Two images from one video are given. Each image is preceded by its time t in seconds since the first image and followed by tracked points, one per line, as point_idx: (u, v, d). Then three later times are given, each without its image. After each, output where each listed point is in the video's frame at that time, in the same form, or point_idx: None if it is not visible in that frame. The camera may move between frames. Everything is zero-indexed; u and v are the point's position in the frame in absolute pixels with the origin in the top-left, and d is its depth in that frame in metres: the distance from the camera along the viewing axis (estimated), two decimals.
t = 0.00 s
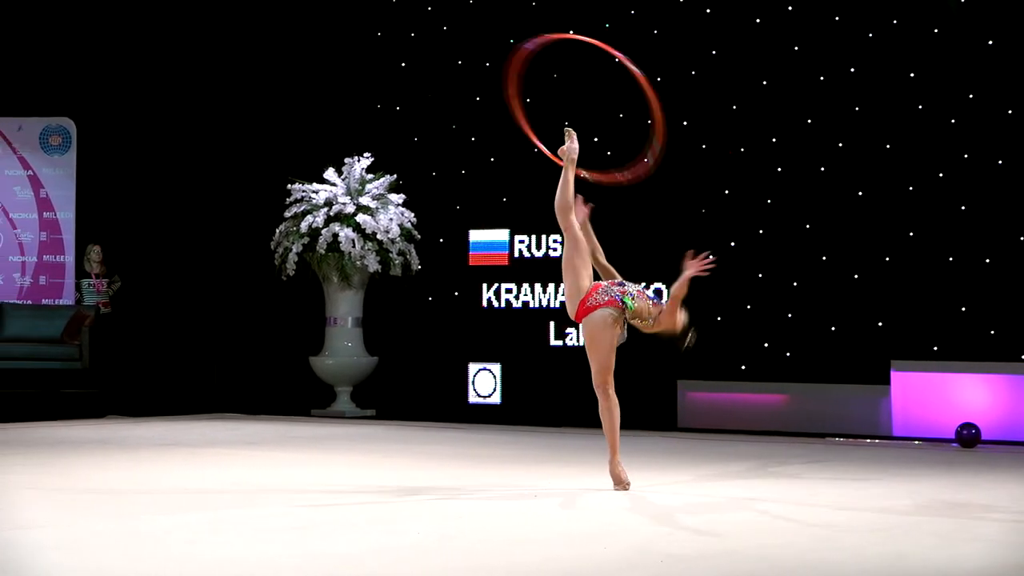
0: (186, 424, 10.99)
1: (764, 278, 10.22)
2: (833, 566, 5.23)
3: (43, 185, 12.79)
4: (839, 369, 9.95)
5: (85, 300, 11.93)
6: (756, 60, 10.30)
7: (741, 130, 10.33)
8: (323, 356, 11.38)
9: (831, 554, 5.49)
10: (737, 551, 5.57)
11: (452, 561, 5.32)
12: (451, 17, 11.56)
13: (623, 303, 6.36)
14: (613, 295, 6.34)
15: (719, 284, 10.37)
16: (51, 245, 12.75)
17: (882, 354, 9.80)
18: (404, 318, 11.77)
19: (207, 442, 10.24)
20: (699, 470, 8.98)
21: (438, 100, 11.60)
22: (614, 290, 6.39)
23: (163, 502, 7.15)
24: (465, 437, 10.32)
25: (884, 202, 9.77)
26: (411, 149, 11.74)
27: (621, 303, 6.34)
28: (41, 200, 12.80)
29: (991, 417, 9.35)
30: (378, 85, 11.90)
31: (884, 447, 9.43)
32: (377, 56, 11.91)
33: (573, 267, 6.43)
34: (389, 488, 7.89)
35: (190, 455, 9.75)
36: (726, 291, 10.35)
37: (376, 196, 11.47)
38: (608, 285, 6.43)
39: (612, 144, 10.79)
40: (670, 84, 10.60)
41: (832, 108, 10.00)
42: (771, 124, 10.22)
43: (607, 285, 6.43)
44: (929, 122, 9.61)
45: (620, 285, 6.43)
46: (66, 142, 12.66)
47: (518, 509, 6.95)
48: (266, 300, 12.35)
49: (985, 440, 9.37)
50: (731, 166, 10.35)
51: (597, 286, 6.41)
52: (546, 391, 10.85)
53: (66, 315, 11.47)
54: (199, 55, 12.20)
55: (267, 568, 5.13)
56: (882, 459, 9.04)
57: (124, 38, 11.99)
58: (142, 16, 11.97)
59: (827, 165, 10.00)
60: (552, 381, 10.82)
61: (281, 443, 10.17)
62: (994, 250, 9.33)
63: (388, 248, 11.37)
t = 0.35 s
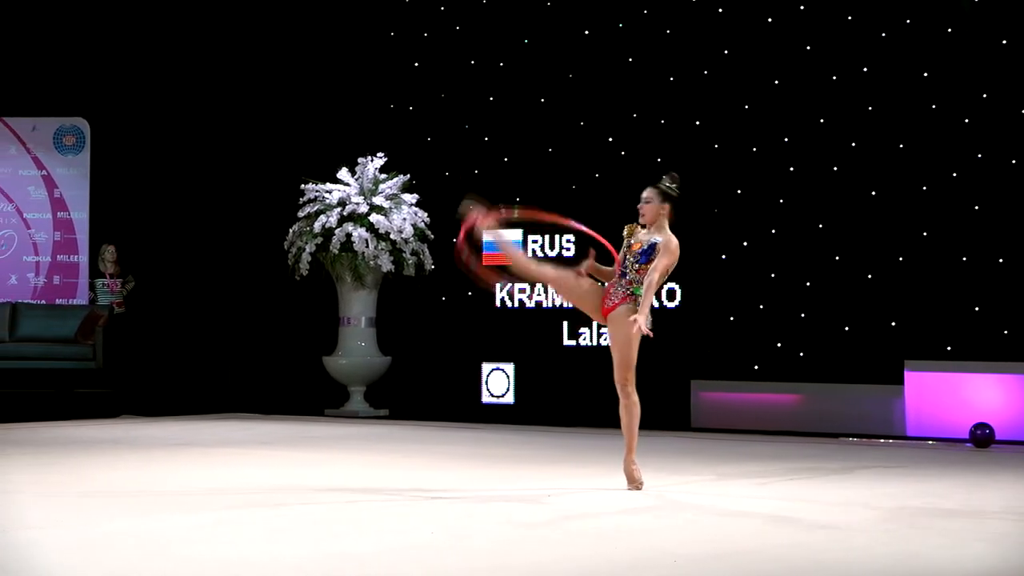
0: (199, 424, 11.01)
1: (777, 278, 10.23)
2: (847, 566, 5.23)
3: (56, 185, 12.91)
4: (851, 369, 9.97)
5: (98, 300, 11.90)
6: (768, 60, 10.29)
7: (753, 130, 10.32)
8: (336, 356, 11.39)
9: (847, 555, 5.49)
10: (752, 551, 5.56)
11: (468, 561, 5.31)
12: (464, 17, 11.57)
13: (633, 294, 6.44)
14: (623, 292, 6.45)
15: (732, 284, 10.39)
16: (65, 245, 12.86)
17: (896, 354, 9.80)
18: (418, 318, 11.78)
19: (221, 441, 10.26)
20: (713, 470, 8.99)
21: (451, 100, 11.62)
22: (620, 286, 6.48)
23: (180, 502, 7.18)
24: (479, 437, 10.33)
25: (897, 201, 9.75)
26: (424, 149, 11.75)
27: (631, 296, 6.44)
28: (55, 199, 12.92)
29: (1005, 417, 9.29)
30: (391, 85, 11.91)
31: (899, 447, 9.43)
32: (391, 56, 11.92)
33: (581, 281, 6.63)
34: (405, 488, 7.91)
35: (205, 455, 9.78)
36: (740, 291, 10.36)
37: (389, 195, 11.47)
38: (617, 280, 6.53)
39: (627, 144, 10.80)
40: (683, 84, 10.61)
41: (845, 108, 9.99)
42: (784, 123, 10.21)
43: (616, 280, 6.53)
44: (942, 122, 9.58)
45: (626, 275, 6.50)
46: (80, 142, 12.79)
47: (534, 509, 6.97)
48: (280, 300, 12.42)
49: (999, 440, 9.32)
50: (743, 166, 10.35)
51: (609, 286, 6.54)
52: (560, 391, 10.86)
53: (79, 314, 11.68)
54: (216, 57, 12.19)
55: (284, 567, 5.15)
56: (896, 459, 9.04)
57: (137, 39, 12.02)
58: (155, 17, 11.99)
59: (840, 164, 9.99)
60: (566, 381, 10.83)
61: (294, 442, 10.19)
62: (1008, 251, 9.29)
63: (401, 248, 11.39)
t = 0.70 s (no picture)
0: (210, 423, 11.03)
1: (788, 278, 10.23)
2: (860, 566, 5.23)
3: (69, 185, 13.04)
4: (862, 369, 9.95)
5: (112, 300, 12.15)
6: (779, 59, 10.28)
7: (764, 129, 10.32)
8: (348, 356, 11.40)
9: (860, 554, 5.49)
10: (766, 552, 5.57)
11: (480, 561, 5.32)
12: (476, 17, 11.57)
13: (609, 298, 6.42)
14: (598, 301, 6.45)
15: (744, 284, 10.38)
16: (78, 245, 12.96)
17: (909, 354, 9.78)
18: (430, 318, 11.78)
19: (233, 441, 10.27)
20: (725, 471, 9.00)
21: (463, 101, 11.62)
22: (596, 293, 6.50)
23: (193, 501, 7.20)
24: (490, 437, 10.33)
25: (909, 201, 9.74)
26: (436, 149, 11.76)
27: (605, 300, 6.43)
28: (68, 200, 13.04)
29: (1018, 417, 9.29)
30: (403, 85, 11.92)
31: (911, 447, 9.42)
32: (403, 56, 11.92)
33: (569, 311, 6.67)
34: (419, 488, 7.91)
35: (218, 454, 9.80)
36: (752, 291, 10.35)
37: (401, 195, 11.47)
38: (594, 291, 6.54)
39: (638, 144, 10.81)
40: (694, 84, 10.61)
41: (856, 108, 9.98)
42: (795, 123, 10.20)
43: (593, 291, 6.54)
44: (954, 122, 9.58)
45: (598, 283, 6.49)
46: (92, 142, 12.93)
47: (549, 510, 6.98)
48: (291, 299, 12.36)
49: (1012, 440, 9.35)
50: (754, 165, 10.35)
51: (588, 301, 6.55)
52: (572, 391, 10.88)
53: (93, 314, 11.85)
54: (227, 55, 12.16)
55: (296, 566, 5.19)
56: (910, 459, 9.03)
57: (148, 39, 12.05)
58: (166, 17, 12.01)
59: (851, 164, 9.98)
60: (578, 381, 10.83)
61: (306, 442, 10.21)
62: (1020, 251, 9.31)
63: (413, 248, 11.39)
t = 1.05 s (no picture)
0: (231, 423, 11.06)
1: (807, 278, 10.21)
2: (886, 568, 5.21)
3: (89, 185, 13.03)
4: (883, 369, 9.89)
5: (132, 300, 12.07)
6: (798, 59, 10.27)
7: (783, 129, 10.31)
8: (368, 357, 11.41)
9: (886, 555, 5.48)
10: (789, 552, 5.57)
11: (502, 561, 5.33)
12: (497, 17, 11.57)
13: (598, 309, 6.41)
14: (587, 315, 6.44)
15: (764, 284, 10.38)
16: (98, 245, 12.98)
17: (929, 355, 9.69)
18: (450, 318, 11.79)
19: (253, 441, 10.30)
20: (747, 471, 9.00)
21: (484, 101, 11.63)
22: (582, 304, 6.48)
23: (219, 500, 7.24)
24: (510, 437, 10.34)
25: (929, 201, 9.68)
26: (456, 149, 11.77)
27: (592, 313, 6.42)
28: (88, 200, 13.04)
29: None
30: (423, 85, 11.93)
31: (932, 447, 9.40)
32: (422, 56, 11.93)
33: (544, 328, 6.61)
34: (443, 488, 7.93)
35: (240, 454, 9.83)
36: (772, 291, 10.34)
37: (420, 195, 11.47)
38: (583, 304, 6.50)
39: (657, 144, 10.84)
40: (714, 83, 10.60)
41: (875, 108, 9.94)
42: (814, 123, 10.19)
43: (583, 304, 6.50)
44: (975, 122, 9.49)
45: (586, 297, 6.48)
46: (113, 142, 12.91)
47: (573, 509, 6.99)
48: (312, 299, 12.42)
49: None
50: (773, 165, 10.34)
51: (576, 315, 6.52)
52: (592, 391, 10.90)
53: (112, 315, 11.66)
54: (245, 56, 12.20)
55: (319, 565, 5.21)
56: (931, 459, 9.01)
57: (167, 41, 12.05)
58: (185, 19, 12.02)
59: (870, 164, 9.95)
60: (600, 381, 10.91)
61: (326, 442, 10.23)
62: None
63: (433, 248, 11.37)
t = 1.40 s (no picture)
0: (256, 423, 11.08)
1: (830, 278, 10.19)
2: (919, 569, 5.16)
3: (115, 185, 13.25)
4: (906, 369, 9.84)
5: (156, 300, 12.35)
6: (821, 58, 10.23)
7: (806, 129, 10.30)
8: (393, 356, 11.42)
9: (911, 555, 5.46)
10: (816, 552, 5.57)
11: (533, 561, 5.33)
12: (522, 17, 11.56)
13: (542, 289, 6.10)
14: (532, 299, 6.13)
15: (788, 283, 10.36)
16: (123, 245, 13.18)
17: (954, 355, 9.63)
18: (474, 318, 11.81)
19: (278, 441, 10.32)
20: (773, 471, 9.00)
21: (508, 101, 11.62)
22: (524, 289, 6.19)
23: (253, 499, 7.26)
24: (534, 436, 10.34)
25: (953, 201, 9.60)
26: (480, 149, 11.77)
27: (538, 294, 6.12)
28: (114, 200, 13.26)
29: None
30: (447, 85, 11.93)
31: (958, 448, 9.37)
32: (446, 56, 11.93)
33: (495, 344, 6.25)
34: (474, 488, 7.93)
35: (266, 453, 9.85)
36: (797, 291, 10.32)
37: (445, 195, 11.49)
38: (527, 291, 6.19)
39: (680, 144, 10.85)
40: (737, 83, 10.58)
41: (899, 107, 9.88)
42: (838, 123, 10.15)
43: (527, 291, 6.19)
44: (1000, 122, 9.40)
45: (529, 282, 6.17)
46: (137, 142, 13.14)
47: (603, 507, 6.99)
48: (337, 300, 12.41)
49: None
50: (797, 165, 10.33)
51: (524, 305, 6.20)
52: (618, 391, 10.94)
53: (137, 314, 11.92)
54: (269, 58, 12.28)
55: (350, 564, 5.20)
56: (958, 460, 8.99)
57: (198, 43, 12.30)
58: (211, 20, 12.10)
59: (893, 164, 9.90)
60: (625, 381, 10.91)
61: (350, 441, 10.25)
62: None
63: (457, 248, 11.42)
